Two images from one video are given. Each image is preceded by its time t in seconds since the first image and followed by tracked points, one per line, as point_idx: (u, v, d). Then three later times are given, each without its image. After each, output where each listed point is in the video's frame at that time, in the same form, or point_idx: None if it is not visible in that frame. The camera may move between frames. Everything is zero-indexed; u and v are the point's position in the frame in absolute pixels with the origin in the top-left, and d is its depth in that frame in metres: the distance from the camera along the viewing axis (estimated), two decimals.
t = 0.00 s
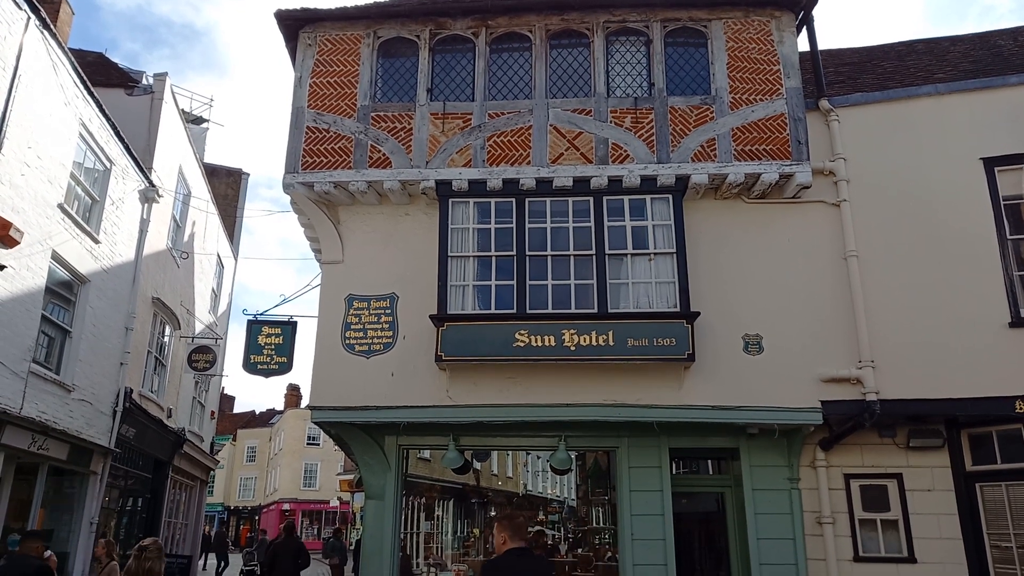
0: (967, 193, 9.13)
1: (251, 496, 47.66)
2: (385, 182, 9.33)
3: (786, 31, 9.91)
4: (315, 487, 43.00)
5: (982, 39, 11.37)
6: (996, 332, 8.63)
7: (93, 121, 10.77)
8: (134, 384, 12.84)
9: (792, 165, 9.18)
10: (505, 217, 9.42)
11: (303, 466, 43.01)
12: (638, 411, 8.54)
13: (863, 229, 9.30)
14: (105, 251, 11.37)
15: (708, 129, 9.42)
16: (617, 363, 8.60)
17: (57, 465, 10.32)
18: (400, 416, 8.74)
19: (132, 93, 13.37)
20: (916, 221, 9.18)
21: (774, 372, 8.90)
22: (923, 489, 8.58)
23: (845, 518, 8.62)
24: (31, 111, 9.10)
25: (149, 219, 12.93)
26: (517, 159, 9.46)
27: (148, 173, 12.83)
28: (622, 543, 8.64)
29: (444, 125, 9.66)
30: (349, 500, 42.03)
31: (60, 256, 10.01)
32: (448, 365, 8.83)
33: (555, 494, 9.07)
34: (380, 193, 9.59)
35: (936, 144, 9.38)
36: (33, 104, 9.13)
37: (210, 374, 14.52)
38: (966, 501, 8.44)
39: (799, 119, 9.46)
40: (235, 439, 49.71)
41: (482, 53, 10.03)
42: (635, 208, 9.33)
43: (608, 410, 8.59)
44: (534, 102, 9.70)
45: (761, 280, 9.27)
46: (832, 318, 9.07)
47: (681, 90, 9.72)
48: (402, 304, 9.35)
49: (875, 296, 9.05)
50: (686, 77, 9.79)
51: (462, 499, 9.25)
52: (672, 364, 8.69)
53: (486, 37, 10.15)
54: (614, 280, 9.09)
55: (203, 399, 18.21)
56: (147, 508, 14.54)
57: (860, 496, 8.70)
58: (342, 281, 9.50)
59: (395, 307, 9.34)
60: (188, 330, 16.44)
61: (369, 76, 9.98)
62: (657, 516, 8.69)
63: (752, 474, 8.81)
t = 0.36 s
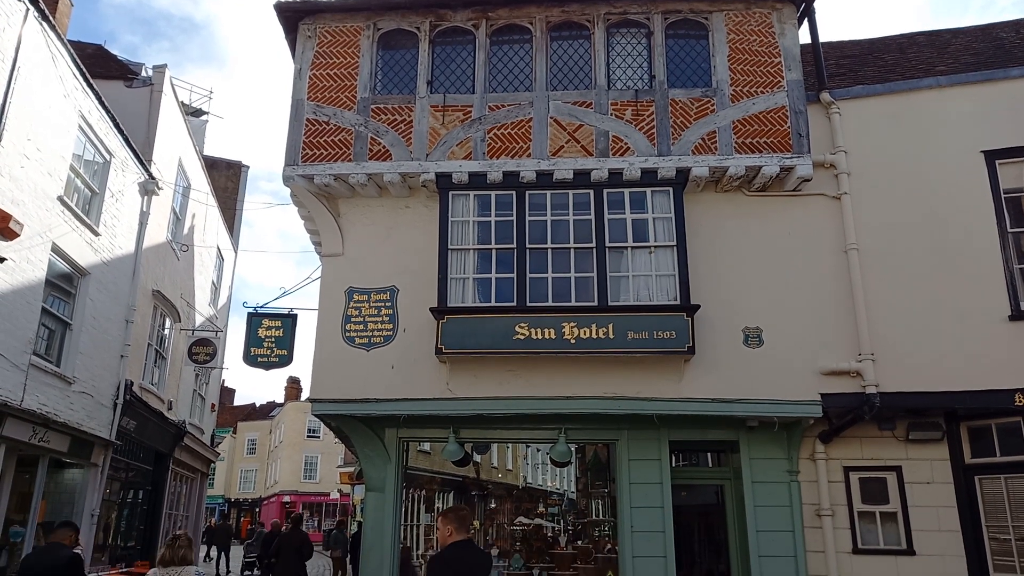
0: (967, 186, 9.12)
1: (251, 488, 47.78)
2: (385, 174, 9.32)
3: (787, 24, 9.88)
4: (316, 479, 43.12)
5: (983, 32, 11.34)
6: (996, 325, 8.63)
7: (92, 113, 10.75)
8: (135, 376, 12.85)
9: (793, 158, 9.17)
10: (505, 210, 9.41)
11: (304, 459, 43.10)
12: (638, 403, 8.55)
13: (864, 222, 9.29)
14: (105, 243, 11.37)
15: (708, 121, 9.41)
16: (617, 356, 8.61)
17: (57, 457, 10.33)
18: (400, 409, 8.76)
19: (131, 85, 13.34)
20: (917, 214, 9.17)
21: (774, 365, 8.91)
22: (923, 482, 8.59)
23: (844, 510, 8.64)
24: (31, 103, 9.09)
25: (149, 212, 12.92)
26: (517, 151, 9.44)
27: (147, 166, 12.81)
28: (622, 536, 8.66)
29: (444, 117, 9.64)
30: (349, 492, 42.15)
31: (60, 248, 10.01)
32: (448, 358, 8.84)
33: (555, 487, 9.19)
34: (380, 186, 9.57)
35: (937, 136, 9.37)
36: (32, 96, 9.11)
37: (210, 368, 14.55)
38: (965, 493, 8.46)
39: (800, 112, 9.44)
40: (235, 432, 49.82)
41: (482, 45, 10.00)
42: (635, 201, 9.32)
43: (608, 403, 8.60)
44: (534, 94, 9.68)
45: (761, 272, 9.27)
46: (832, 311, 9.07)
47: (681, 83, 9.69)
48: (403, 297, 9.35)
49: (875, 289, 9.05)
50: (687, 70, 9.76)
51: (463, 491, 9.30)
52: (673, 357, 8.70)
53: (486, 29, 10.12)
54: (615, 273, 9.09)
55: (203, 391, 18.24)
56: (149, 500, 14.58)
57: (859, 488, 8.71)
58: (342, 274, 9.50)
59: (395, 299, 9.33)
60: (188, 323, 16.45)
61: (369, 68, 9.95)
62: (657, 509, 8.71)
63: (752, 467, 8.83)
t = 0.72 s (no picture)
0: (967, 180, 9.12)
1: (251, 483, 47.86)
2: (384, 169, 9.30)
3: (786, 17, 9.86)
4: (315, 474, 43.19)
5: (983, 25, 11.32)
6: (995, 319, 8.64)
7: (90, 108, 10.73)
8: (134, 372, 12.86)
9: (792, 152, 9.16)
10: (504, 205, 9.40)
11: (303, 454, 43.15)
12: (637, 398, 8.56)
13: (863, 216, 9.29)
14: (104, 239, 11.35)
15: (707, 115, 9.39)
16: (616, 350, 8.61)
17: (57, 453, 10.33)
18: (400, 404, 8.76)
19: (129, 80, 13.32)
20: (916, 208, 9.17)
21: (773, 359, 8.91)
22: (922, 475, 8.61)
23: (843, 504, 8.66)
24: (29, 98, 9.07)
25: (147, 208, 12.90)
26: (516, 146, 9.43)
27: (145, 161, 12.79)
28: (622, 530, 8.67)
29: (443, 112, 9.62)
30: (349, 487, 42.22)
31: (59, 244, 10.00)
32: (448, 353, 8.84)
33: (555, 481, 9.15)
34: (378, 180, 9.55)
35: (936, 130, 9.36)
36: (30, 92, 9.09)
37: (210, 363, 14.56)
38: (964, 487, 8.48)
39: (799, 105, 9.43)
40: (235, 427, 49.87)
41: (481, 40, 9.97)
42: (634, 195, 9.31)
43: (608, 397, 8.61)
44: (533, 89, 9.66)
45: (760, 267, 9.27)
46: (832, 306, 9.07)
47: (681, 77, 9.67)
48: (402, 292, 9.35)
49: (874, 283, 9.06)
50: (686, 64, 9.75)
51: (462, 486, 9.28)
52: (672, 352, 8.71)
53: (485, 23, 10.09)
54: (614, 267, 9.09)
55: (203, 387, 18.25)
56: (149, 496, 14.60)
57: (858, 482, 8.73)
58: (341, 269, 9.49)
59: (394, 294, 9.33)
60: (187, 318, 16.44)
61: (368, 62, 9.93)
62: (657, 503, 8.73)
63: (751, 461, 8.84)
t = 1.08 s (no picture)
0: (968, 170, 9.09)
1: (252, 474, 47.99)
2: (384, 160, 9.28)
3: (787, 6, 9.80)
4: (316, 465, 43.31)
5: (985, 14, 11.26)
6: (995, 310, 8.64)
7: (89, 99, 10.69)
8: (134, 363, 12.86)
9: (793, 142, 9.13)
10: (504, 195, 9.38)
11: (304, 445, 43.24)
12: (638, 388, 8.56)
13: (864, 206, 9.27)
14: (103, 230, 11.34)
15: (708, 105, 9.36)
16: (617, 341, 8.61)
17: (58, 443, 10.33)
18: (400, 395, 8.77)
19: (127, 71, 13.28)
20: (917, 198, 9.15)
21: (774, 350, 8.92)
22: (922, 465, 8.62)
23: (843, 494, 8.68)
24: (27, 89, 9.02)
25: (147, 199, 12.87)
26: (516, 136, 9.40)
27: (144, 152, 12.76)
28: (622, 520, 8.71)
29: (442, 102, 9.59)
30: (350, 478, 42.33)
31: (58, 235, 10.00)
32: (448, 344, 8.84)
33: (554, 472, 9.18)
34: (378, 171, 9.53)
35: (937, 120, 9.33)
36: (28, 82, 9.05)
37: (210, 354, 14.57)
38: (963, 476, 8.50)
39: (800, 95, 9.40)
40: (236, 419, 49.97)
41: (481, 29, 9.93)
42: (635, 185, 9.29)
43: (608, 388, 8.62)
44: (533, 79, 9.62)
45: (761, 257, 9.25)
46: (832, 296, 9.07)
47: (681, 67, 9.63)
48: (402, 283, 9.34)
49: (875, 274, 9.05)
50: (687, 53, 9.71)
51: (463, 477, 9.27)
52: (672, 342, 8.71)
53: (485, 13, 10.04)
54: (614, 258, 9.08)
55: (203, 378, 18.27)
56: (150, 487, 14.64)
57: (858, 472, 8.75)
58: (341, 260, 9.48)
59: (394, 285, 9.33)
60: (187, 309, 16.43)
61: (367, 52, 9.89)
62: (657, 493, 8.76)
63: (751, 451, 8.86)
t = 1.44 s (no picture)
0: (970, 161, 9.07)
1: (254, 464, 48.15)
2: (384, 150, 9.25)
3: None
4: (317, 456, 43.45)
5: (988, 4, 11.20)
6: (996, 301, 8.63)
7: (88, 88, 10.66)
8: (135, 354, 12.89)
9: (794, 133, 9.10)
10: (505, 186, 9.36)
11: (305, 435, 43.34)
12: (638, 379, 8.57)
13: (865, 197, 9.25)
14: (104, 221, 11.33)
15: (710, 96, 9.33)
16: (617, 332, 8.61)
17: (59, 433, 10.35)
18: (401, 385, 8.78)
19: (126, 61, 13.24)
20: (918, 188, 9.13)
21: (774, 341, 8.92)
22: (921, 456, 8.64)
23: (843, 484, 8.70)
24: (26, 79, 9.00)
25: (147, 189, 12.86)
26: (517, 126, 9.38)
27: (144, 142, 12.73)
28: (622, 510, 8.74)
29: (443, 92, 9.55)
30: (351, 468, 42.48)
31: (59, 226, 9.99)
32: (448, 335, 8.84)
33: (555, 462, 9.17)
34: (378, 161, 9.50)
35: (939, 110, 9.30)
36: (27, 72, 9.03)
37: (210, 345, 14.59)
38: (962, 467, 8.51)
39: (802, 85, 9.36)
40: (237, 409, 50.08)
41: (481, 19, 9.88)
42: (636, 176, 9.26)
43: (609, 379, 8.63)
44: (534, 69, 9.58)
45: (762, 248, 9.24)
46: (833, 287, 9.06)
47: (683, 57, 9.59)
48: (403, 274, 9.33)
49: (876, 264, 9.03)
50: (689, 43, 9.66)
51: (463, 467, 9.27)
52: (672, 333, 8.71)
53: (485, 2, 9.99)
54: (615, 249, 9.07)
55: (204, 368, 18.30)
56: (151, 477, 14.68)
57: (857, 463, 8.77)
58: (341, 251, 9.47)
59: (395, 276, 9.32)
60: (188, 300, 16.43)
61: (367, 42, 9.85)
62: (657, 483, 8.78)
63: (751, 442, 8.87)
